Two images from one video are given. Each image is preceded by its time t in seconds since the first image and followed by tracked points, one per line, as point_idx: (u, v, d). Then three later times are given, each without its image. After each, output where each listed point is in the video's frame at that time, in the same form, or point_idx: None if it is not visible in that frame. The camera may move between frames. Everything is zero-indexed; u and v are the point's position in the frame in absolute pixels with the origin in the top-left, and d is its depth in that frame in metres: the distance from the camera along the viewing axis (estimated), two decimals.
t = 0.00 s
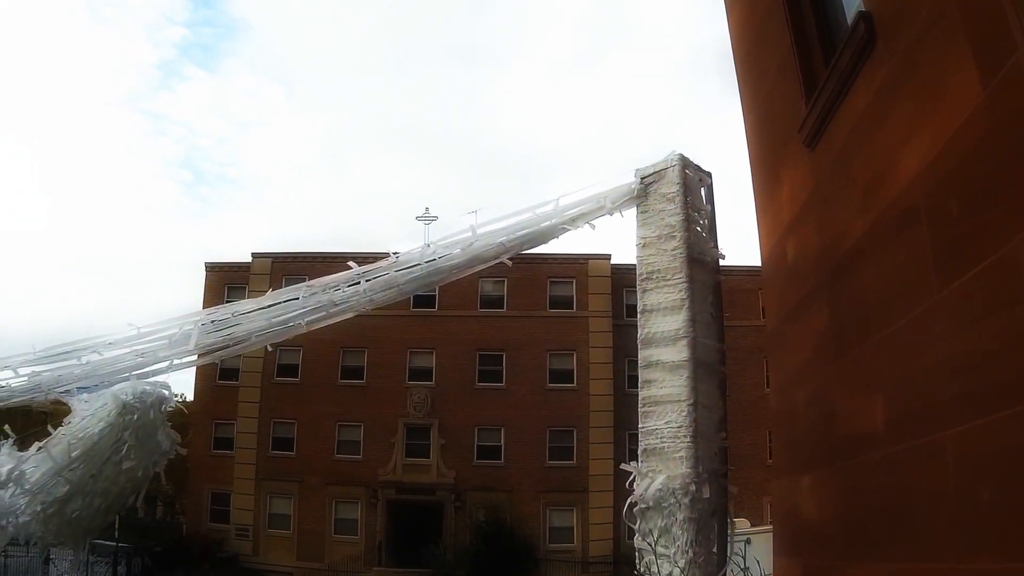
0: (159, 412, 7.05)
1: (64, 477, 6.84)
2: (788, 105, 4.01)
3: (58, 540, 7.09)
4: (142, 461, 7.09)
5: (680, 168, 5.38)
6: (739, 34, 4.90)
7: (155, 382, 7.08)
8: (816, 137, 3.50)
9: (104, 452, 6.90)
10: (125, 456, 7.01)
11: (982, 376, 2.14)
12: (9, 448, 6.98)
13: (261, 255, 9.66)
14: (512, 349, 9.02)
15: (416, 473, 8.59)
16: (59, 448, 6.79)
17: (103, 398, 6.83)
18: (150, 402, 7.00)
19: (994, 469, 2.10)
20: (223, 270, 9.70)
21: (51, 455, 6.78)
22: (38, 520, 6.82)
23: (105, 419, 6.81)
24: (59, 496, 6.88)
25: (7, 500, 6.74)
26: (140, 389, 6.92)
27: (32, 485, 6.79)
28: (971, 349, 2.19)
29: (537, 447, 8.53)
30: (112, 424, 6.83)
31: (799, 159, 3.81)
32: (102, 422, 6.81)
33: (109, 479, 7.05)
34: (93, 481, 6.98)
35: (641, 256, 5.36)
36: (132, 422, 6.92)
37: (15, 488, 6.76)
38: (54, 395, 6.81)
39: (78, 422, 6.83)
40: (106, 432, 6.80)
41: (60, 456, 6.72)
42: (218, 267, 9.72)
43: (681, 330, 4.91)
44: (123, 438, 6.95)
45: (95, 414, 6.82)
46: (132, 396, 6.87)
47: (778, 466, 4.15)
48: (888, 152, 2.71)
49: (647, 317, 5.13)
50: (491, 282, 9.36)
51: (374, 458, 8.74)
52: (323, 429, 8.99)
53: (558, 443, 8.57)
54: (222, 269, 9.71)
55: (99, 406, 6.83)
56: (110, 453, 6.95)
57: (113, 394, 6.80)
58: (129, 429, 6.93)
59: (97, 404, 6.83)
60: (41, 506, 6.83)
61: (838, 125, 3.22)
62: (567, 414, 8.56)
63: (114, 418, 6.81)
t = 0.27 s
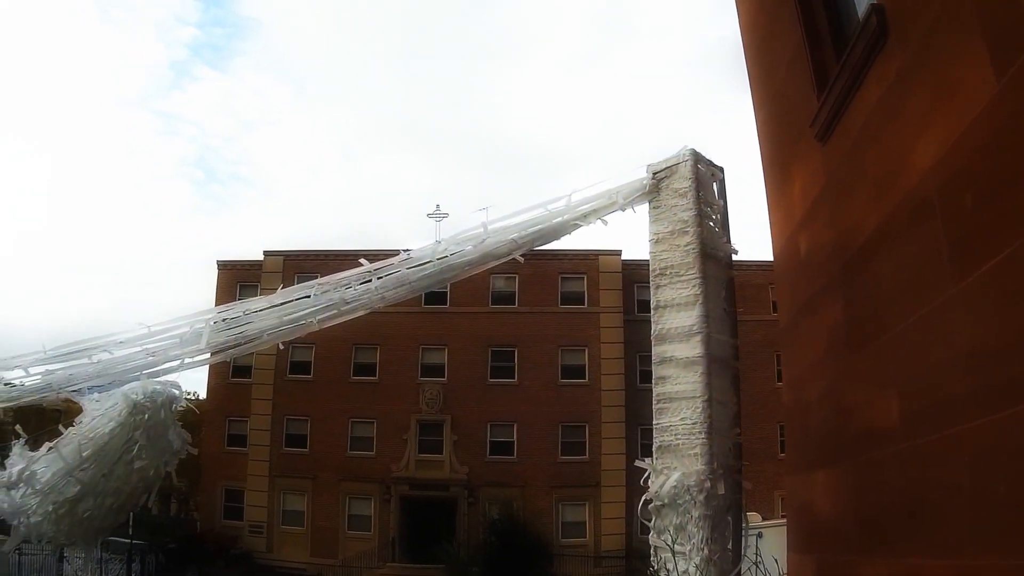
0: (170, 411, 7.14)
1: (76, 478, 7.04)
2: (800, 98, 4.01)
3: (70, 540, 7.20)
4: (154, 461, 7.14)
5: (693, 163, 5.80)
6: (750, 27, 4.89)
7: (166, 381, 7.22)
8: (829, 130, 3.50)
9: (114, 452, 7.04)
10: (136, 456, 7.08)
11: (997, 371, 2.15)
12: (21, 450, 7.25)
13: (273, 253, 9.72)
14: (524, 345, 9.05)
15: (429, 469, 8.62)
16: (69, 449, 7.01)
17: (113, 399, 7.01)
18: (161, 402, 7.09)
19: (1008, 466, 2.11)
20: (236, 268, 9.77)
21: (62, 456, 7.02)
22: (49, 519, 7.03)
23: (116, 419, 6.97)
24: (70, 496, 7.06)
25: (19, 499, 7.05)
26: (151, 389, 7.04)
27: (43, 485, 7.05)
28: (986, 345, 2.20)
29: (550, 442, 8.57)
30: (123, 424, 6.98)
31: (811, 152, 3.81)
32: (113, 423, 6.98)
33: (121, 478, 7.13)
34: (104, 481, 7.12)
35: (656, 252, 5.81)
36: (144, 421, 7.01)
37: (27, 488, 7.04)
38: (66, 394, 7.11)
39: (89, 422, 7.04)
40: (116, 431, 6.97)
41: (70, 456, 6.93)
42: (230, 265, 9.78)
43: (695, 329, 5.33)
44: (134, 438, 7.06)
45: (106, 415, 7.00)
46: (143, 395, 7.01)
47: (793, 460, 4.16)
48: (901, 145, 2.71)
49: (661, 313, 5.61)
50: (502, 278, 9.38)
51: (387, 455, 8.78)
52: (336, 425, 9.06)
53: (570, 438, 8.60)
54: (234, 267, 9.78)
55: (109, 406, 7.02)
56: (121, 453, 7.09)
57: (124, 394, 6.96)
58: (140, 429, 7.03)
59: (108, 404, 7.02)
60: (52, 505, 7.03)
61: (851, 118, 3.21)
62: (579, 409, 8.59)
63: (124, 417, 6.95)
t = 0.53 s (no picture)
0: (184, 410, 7.21)
1: (91, 477, 7.16)
2: (815, 92, 4.01)
3: (86, 539, 7.39)
4: (168, 460, 7.26)
5: (708, 158, 6.01)
6: (764, 21, 4.88)
7: (180, 379, 7.29)
8: (844, 123, 3.50)
9: (129, 452, 7.13)
10: (151, 455, 7.21)
11: (1017, 364, 2.16)
12: (37, 449, 7.43)
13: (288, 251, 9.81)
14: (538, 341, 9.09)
15: (446, 464, 8.68)
16: (83, 449, 7.12)
17: (128, 398, 7.10)
18: (176, 401, 7.16)
19: None
20: (251, 266, 9.86)
21: (76, 456, 7.13)
22: (65, 519, 7.20)
23: (131, 418, 7.06)
24: (85, 496, 7.20)
25: (34, 499, 7.24)
26: (165, 388, 7.10)
27: (58, 485, 7.20)
28: (1005, 338, 2.21)
29: (565, 437, 8.59)
30: (138, 423, 7.07)
31: (827, 146, 3.81)
32: (128, 422, 7.07)
33: (136, 478, 7.24)
34: (120, 480, 7.23)
35: (671, 246, 6.03)
36: (158, 420, 7.10)
37: (43, 488, 7.20)
38: (80, 392, 7.27)
39: (103, 421, 7.14)
40: (131, 430, 7.06)
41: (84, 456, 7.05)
42: (245, 263, 9.89)
43: (712, 324, 5.58)
44: (149, 437, 7.15)
45: (120, 414, 7.10)
46: (157, 394, 7.07)
47: (811, 457, 4.15)
48: (918, 139, 2.71)
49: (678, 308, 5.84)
50: (516, 274, 9.42)
51: (403, 450, 8.85)
52: (353, 421, 9.14)
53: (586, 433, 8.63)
54: (250, 265, 9.88)
55: (123, 405, 7.12)
56: (136, 452, 7.18)
57: (138, 392, 7.03)
58: (155, 428, 7.12)
59: (122, 403, 7.12)
60: (68, 505, 7.19)
61: (867, 112, 3.21)
62: (594, 403, 8.62)
63: (139, 417, 7.03)
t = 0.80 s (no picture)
0: (201, 409, 7.32)
1: (110, 476, 7.19)
2: (832, 86, 4.01)
3: (105, 539, 7.48)
4: (187, 459, 7.42)
5: (726, 151, 6.02)
6: (780, 15, 4.88)
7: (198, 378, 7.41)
8: (863, 116, 3.50)
9: (149, 450, 7.20)
10: (170, 453, 7.33)
11: None
12: (55, 449, 7.37)
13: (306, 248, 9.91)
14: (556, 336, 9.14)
15: (466, 459, 8.75)
16: (103, 448, 7.12)
17: (147, 397, 7.14)
18: (194, 399, 7.28)
19: None
20: (270, 264, 9.97)
21: (96, 455, 7.14)
22: (84, 518, 7.23)
23: (150, 417, 7.12)
24: (104, 495, 7.24)
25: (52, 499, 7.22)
26: (183, 387, 7.17)
27: (77, 484, 7.16)
28: None
29: (584, 431, 8.64)
30: (157, 422, 7.14)
31: (845, 139, 3.81)
32: (147, 421, 7.13)
33: (155, 476, 7.37)
34: (139, 479, 7.33)
35: (692, 241, 6.06)
36: (178, 419, 7.21)
37: (61, 487, 7.16)
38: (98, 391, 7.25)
39: (123, 420, 7.17)
40: (150, 429, 7.13)
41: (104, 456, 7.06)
42: (264, 261, 9.99)
43: (732, 319, 5.61)
44: (168, 436, 7.26)
45: (139, 413, 7.14)
46: (176, 393, 7.15)
47: (831, 452, 4.16)
48: (938, 131, 2.72)
49: (699, 303, 5.87)
50: (533, 269, 9.47)
51: (423, 445, 8.93)
52: (373, 416, 9.22)
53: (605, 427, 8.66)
54: (268, 263, 9.98)
55: (142, 404, 7.16)
56: (155, 451, 7.26)
57: (157, 392, 7.09)
58: (173, 426, 7.22)
59: (140, 402, 7.17)
60: (86, 504, 7.21)
61: (886, 105, 3.21)
62: (612, 398, 8.63)
63: (158, 416, 7.11)
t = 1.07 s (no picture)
0: (225, 406, 7.46)
1: (133, 476, 7.33)
2: (853, 78, 4.02)
3: (130, 538, 7.53)
4: (211, 458, 7.48)
5: (749, 144, 6.52)
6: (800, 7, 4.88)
7: (222, 376, 7.52)
8: (884, 108, 3.52)
9: (172, 449, 7.32)
10: (194, 452, 7.42)
11: None
12: (77, 450, 7.69)
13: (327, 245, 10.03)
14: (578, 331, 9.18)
15: (489, 454, 8.84)
16: (125, 447, 7.34)
17: (170, 395, 7.34)
18: (218, 397, 7.43)
19: None
20: (290, 260, 10.06)
21: (119, 454, 7.34)
22: (106, 518, 7.39)
23: (173, 416, 7.28)
24: (127, 494, 7.38)
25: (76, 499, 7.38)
26: (206, 385, 7.36)
27: (100, 484, 7.37)
28: None
29: (607, 425, 8.68)
30: (180, 421, 7.28)
31: (866, 131, 3.83)
32: (170, 420, 7.29)
33: (180, 475, 7.43)
34: (163, 478, 7.41)
35: (716, 233, 6.60)
36: (202, 417, 7.34)
37: (84, 487, 7.37)
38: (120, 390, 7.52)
39: (145, 420, 7.38)
40: (174, 427, 7.26)
41: (127, 455, 7.24)
42: (285, 258, 10.09)
43: (755, 312, 6.14)
44: (192, 434, 7.36)
45: (162, 412, 7.33)
46: (199, 391, 7.34)
47: (855, 445, 4.18)
48: (959, 123, 2.74)
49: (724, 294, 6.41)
50: (555, 263, 9.50)
51: (446, 440, 9.03)
52: (396, 412, 9.32)
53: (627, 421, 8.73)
54: (290, 260, 10.08)
55: (165, 402, 7.36)
56: (179, 449, 7.36)
57: (180, 390, 7.29)
58: (197, 424, 7.34)
59: (164, 400, 7.37)
60: (109, 504, 7.38)
61: (906, 97, 3.23)
62: (634, 392, 8.69)
63: (181, 414, 7.26)
